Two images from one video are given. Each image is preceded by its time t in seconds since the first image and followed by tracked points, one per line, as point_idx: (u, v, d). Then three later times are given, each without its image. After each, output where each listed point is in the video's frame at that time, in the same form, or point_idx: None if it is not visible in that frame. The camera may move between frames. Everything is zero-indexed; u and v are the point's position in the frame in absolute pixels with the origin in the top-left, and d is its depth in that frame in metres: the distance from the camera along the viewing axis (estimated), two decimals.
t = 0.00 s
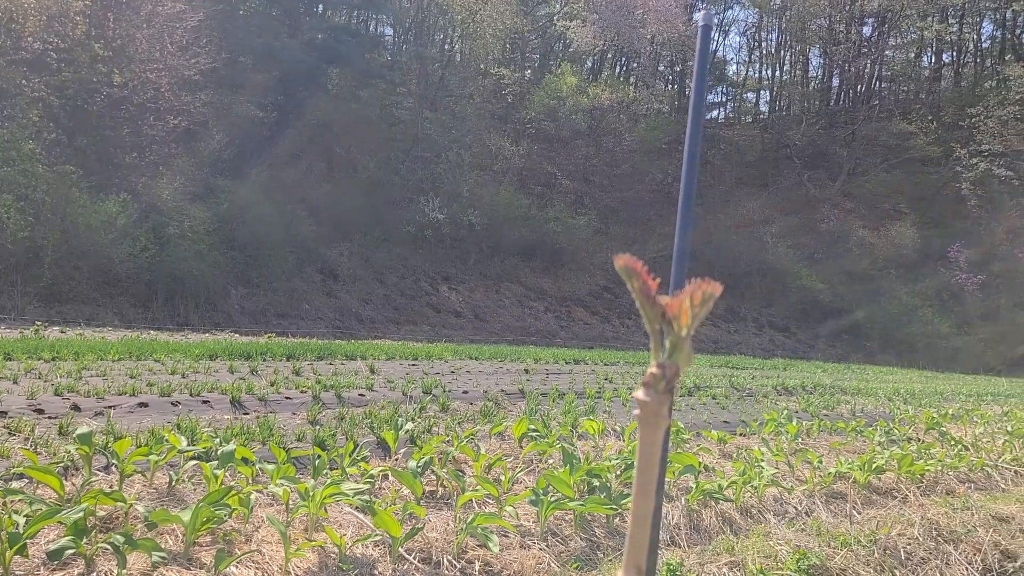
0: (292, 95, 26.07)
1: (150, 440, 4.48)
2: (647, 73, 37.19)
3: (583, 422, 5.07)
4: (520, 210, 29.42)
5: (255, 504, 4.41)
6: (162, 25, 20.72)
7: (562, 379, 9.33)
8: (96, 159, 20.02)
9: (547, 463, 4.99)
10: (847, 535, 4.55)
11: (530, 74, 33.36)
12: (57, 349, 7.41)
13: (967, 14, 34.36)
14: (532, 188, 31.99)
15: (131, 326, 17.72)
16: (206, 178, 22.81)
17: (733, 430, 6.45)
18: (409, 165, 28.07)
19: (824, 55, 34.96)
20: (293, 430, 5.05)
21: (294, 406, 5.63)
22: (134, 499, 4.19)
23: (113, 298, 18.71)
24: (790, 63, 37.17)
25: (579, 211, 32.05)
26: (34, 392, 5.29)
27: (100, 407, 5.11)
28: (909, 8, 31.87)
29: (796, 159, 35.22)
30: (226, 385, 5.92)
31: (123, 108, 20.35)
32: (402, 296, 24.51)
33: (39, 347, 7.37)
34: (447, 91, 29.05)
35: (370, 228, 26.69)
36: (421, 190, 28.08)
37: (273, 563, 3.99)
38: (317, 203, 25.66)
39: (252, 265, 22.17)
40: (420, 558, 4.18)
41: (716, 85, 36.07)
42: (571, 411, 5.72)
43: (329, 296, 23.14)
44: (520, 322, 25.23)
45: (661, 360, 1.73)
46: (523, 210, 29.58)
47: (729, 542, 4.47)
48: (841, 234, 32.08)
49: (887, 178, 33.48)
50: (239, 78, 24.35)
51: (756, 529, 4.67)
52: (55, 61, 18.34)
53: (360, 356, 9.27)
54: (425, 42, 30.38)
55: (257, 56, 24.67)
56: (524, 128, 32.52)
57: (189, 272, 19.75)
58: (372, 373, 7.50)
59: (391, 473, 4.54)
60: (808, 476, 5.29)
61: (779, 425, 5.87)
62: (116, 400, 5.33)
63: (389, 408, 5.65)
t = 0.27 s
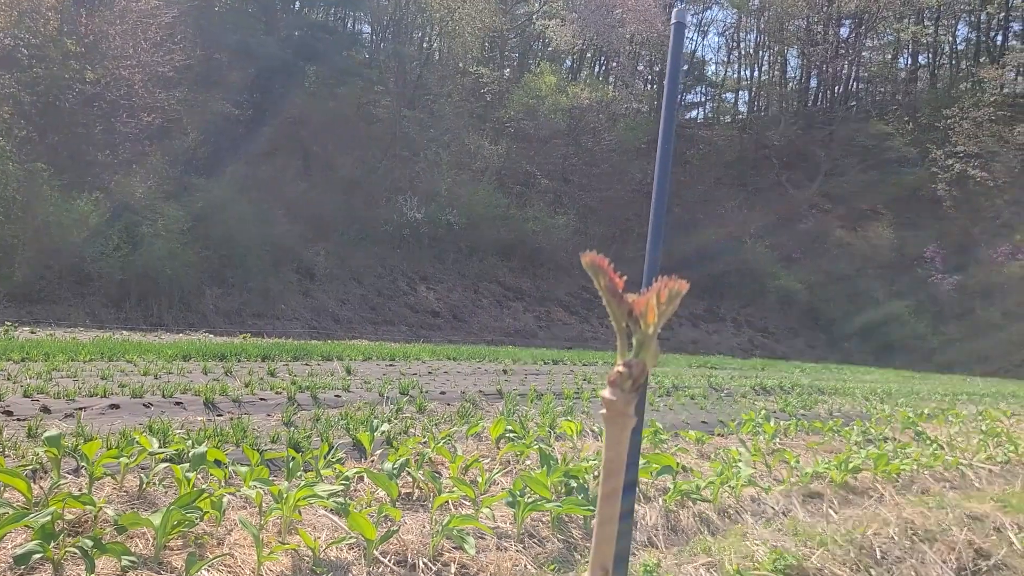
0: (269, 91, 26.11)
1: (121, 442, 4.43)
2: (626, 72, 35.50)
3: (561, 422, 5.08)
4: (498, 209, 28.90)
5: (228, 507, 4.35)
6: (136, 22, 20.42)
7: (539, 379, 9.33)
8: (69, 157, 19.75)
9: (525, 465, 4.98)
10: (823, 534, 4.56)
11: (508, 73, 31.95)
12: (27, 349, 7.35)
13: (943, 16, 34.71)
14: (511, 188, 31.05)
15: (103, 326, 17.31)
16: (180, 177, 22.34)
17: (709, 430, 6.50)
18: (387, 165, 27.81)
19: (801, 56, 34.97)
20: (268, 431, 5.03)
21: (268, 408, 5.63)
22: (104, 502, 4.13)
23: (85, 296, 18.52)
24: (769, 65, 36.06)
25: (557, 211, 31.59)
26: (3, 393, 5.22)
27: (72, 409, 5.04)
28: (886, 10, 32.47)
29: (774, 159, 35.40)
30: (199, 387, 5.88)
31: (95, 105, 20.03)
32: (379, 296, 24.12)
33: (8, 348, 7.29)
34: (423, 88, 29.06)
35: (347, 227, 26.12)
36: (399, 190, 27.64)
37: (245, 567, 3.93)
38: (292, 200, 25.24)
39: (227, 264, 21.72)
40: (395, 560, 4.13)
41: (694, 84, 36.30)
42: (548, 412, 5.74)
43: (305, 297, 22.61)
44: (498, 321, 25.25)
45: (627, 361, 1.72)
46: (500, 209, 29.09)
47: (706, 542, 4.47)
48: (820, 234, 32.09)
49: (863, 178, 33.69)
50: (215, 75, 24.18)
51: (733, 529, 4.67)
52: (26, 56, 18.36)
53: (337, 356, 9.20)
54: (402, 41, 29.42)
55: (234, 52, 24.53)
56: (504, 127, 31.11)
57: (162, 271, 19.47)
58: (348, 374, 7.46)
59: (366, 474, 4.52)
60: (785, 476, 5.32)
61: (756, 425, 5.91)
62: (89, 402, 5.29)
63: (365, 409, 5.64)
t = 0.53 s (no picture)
0: (250, 90, 25.32)
1: (96, 442, 4.40)
2: (609, 72, 33.76)
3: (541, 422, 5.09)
4: (480, 207, 28.37)
5: (205, 507, 4.33)
6: (113, 17, 20.29)
7: (520, 378, 9.28)
8: (45, 156, 19.56)
9: (505, 464, 4.99)
10: (801, 532, 4.56)
11: (490, 70, 32.38)
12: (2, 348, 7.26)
13: (923, 17, 32.86)
14: (493, 186, 30.04)
15: (79, 324, 16.91)
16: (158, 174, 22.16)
17: (690, 428, 6.52)
18: (367, 162, 27.45)
19: (782, 56, 34.03)
20: (246, 431, 5.02)
21: (247, 407, 5.63)
22: (78, 503, 4.09)
23: (61, 295, 18.14)
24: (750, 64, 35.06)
25: (539, 209, 30.16)
26: None
27: (46, 409, 5.00)
28: (866, 10, 31.80)
29: (755, 159, 34.58)
30: (177, 386, 5.84)
31: (70, 102, 19.92)
32: (360, 295, 23.58)
33: None
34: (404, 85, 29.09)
35: (324, 225, 25.53)
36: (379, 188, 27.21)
37: (222, 567, 3.91)
38: (270, 199, 24.92)
39: (206, 263, 21.33)
40: (374, 560, 4.11)
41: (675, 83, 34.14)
42: (529, 410, 5.75)
43: (285, 296, 21.99)
44: (480, 320, 24.83)
45: (602, 351, 2.62)
46: (481, 208, 28.37)
47: (686, 541, 4.46)
48: (802, 233, 32.03)
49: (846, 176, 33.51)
50: (193, 73, 23.35)
51: (712, 527, 4.67)
52: None
53: (317, 356, 9.10)
54: (384, 39, 29.13)
55: (213, 48, 23.64)
56: (485, 126, 30.82)
57: (139, 270, 19.33)
58: (328, 373, 7.42)
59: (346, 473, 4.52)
60: (765, 475, 5.34)
61: (736, 423, 5.94)
62: (65, 401, 5.26)
63: (344, 408, 5.64)
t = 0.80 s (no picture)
0: (229, 85, 25.01)
1: (73, 441, 4.38)
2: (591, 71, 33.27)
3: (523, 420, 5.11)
4: (464, 205, 28.42)
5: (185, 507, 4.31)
6: (93, 12, 20.35)
7: (502, 377, 9.29)
8: (21, 151, 19.73)
9: (486, 462, 5.01)
10: (781, 529, 4.60)
11: (473, 69, 31.79)
12: None
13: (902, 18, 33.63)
14: (476, 184, 29.81)
15: (56, 323, 16.72)
16: (139, 170, 21.93)
17: (672, 426, 6.56)
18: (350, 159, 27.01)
19: (764, 56, 34.16)
20: (227, 430, 5.02)
21: (227, 406, 5.63)
22: (55, 502, 4.06)
23: (40, 294, 17.95)
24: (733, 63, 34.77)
25: (521, 209, 29.78)
26: None
27: (23, 409, 4.97)
28: (846, 10, 32.45)
29: (739, 158, 33.94)
30: (156, 384, 5.82)
31: (50, 98, 20.13)
32: (343, 293, 23.42)
33: None
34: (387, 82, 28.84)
35: (306, 222, 25.13)
36: (362, 185, 26.90)
37: (201, 567, 3.89)
38: (253, 196, 24.50)
39: (187, 260, 21.14)
40: (355, 558, 4.10)
41: (658, 83, 34.25)
42: (511, 409, 5.76)
43: (266, 295, 21.82)
44: (462, 319, 24.60)
45: (576, 345, 2.63)
46: (464, 206, 28.38)
47: (667, 538, 4.49)
48: (785, 232, 32.26)
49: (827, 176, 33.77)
50: (174, 69, 23.44)
51: (693, 525, 4.69)
52: None
53: (298, 355, 9.05)
54: (367, 37, 28.83)
55: (192, 44, 23.75)
56: (468, 124, 30.57)
57: (118, 268, 19.31)
58: (310, 372, 7.39)
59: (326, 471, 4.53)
60: (746, 472, 5.39)
61: (717, 421, 5.98)
62: (43, 401, 5.24)
63: (325, 406, 5.64)
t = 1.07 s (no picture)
0: (202, 83, 24.32)
1: (43, 443, 4.31)
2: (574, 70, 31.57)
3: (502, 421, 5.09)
4: (442, 204, 28.44)
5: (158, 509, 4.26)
6: (67, 8, 18.35)
7: (480, 377, 9.26)
8: None
9: (465, 464, 4.99)
10: (759, 530, 4.59)
11: (452, 67, 30.91)
12: None
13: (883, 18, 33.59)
14: (454, 184, 29.68)
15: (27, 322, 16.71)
16: (112, 166, 21.66)
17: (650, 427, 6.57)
18: (327, 157, 26.96)
19: (745, 56, 34.04)
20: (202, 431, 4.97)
21: (203, 407, 5.58)
22: (26, 505, 4.00)
23: (12, 292, 18.18)
24: (713, 64, 34.43)
25: (499, 208, 29.79)
26: None
27: None
28: (825, 12, 30.74)
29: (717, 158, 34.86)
30: (129, 385, 5.77)
31: (20, 94, 18.30)
32: (319, 292, 23.53)
33: None
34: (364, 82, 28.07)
35: (285, 222, 25.31)
36: (338, 182, 26.97)
37: (173, 570, 3.84)
38: (229, 195, 24.42)
39: (160, 259, 21.29)
40: (330, 561, 4.05)
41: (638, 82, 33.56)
42: (490, 411, 5.75)
43: (242, 294, 21.90)
44: (441, 319, 24.59)
45: (548, 346, 2.61)
46: (443, 206, 28.39)
47: (644, 540, 4.48)
48: (761, 233, 32.63)
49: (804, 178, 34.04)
50: (150, 65, 22.35)
51: (671, 526, 4.68)
52: None
53: (274, 355, 8.99)
54: (345, 34, 27.98)
55: (167, 38, 22.66)
56: (447, 122, 30.16)
57: (91, 267, 19.44)
58: (286, 373, 7.33)
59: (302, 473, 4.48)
60: (724, 474, 5.40)
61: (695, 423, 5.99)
62: (14, 401, 5.19)
63: (302, 408, 5.61)
